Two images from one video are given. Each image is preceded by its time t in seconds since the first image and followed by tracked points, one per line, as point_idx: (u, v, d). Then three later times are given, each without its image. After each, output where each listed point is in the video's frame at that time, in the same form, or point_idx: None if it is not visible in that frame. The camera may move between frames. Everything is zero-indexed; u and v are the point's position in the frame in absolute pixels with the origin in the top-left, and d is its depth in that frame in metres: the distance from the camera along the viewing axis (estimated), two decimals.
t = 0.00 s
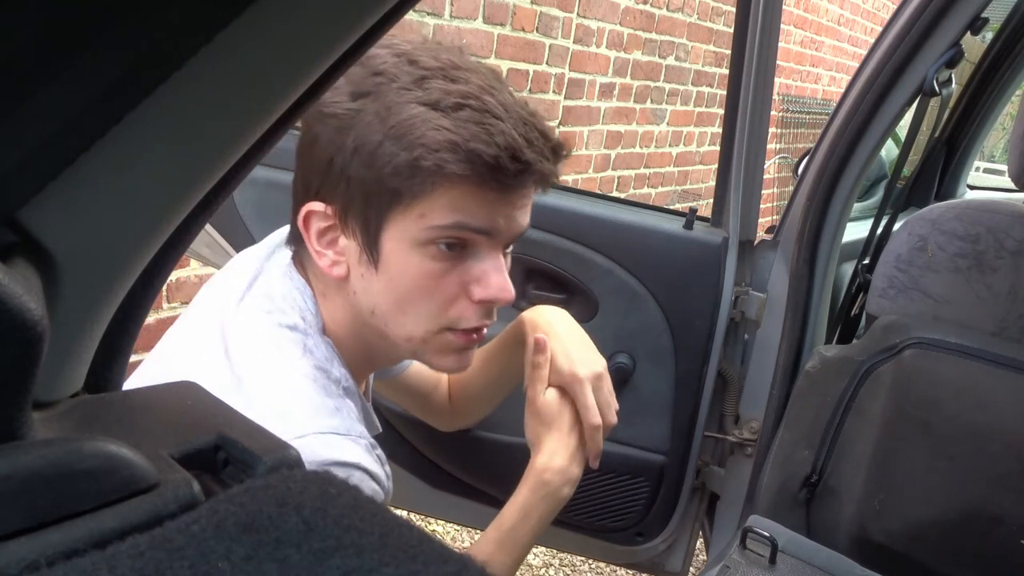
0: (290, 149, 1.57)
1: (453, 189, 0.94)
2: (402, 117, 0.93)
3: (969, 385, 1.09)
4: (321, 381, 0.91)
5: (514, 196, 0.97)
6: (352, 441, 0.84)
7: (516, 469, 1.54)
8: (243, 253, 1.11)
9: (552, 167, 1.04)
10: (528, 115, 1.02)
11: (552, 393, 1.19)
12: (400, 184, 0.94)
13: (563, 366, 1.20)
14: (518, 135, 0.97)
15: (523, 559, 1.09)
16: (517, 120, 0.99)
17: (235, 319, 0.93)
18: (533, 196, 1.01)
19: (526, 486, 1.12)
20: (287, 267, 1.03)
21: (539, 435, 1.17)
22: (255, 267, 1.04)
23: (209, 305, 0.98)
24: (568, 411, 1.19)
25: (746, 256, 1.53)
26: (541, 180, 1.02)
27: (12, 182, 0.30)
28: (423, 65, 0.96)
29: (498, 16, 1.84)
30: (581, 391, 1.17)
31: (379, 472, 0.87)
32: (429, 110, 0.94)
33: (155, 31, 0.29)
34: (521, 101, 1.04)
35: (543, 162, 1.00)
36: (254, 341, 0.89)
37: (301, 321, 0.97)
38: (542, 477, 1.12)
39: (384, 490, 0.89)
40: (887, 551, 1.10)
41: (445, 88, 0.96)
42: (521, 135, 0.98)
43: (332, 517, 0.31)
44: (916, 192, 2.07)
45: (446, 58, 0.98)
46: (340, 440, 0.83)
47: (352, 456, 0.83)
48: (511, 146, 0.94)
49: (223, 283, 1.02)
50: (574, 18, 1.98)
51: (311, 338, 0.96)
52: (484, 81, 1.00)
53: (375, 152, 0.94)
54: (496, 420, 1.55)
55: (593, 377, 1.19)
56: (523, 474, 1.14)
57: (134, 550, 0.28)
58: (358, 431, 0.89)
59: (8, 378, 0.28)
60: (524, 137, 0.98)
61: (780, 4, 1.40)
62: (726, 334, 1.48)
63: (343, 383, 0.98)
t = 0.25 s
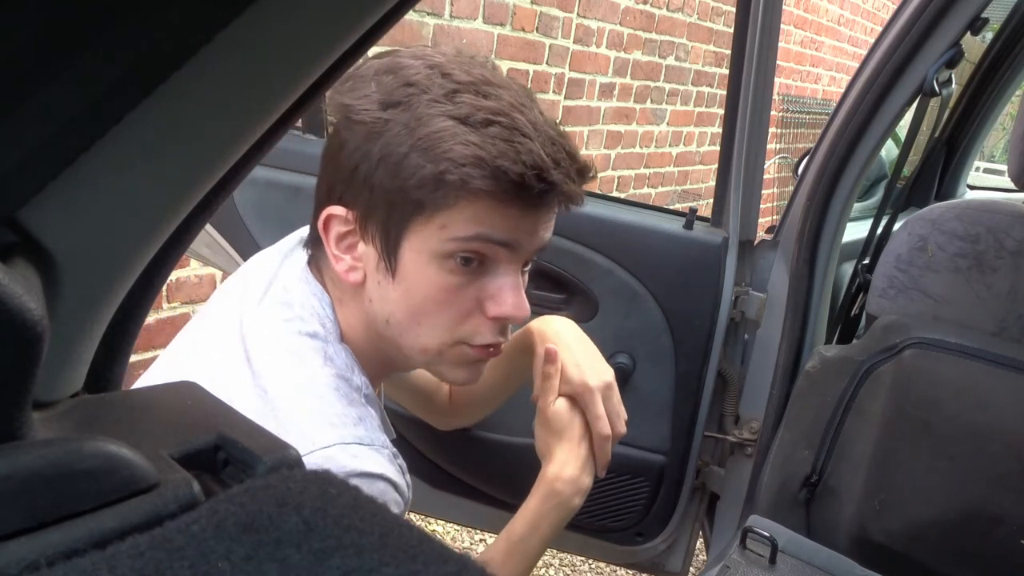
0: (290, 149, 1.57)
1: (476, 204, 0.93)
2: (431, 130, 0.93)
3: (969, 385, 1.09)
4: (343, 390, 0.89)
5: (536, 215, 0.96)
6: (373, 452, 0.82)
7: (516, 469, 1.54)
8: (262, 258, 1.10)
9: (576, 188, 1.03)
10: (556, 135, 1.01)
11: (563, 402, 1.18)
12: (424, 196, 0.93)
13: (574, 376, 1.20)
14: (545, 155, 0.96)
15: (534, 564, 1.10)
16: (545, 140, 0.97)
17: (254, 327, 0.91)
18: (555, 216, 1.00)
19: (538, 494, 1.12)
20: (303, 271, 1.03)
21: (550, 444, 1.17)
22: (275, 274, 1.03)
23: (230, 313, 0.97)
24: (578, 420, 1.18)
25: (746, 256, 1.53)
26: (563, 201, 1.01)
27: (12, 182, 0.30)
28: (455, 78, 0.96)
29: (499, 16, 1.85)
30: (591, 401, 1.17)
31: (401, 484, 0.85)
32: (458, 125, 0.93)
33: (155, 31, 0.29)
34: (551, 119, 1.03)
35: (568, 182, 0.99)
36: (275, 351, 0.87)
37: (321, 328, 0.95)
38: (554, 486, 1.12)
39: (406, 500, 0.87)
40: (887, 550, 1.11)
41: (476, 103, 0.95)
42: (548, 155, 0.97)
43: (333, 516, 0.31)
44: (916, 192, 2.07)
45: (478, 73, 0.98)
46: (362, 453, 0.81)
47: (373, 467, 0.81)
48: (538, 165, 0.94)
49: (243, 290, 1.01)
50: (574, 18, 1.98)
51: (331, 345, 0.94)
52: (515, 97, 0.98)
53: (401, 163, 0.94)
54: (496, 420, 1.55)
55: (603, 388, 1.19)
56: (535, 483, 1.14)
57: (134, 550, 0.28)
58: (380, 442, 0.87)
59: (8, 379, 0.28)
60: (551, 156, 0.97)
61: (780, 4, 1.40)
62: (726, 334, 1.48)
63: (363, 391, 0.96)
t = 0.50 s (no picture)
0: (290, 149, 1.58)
1: (467, 224, 0.91)
2: (427, 147, 0.91)
3: (969, 385, 1.09)
4: (333, 391, 0.89)
5: (528, 240, 0.94)
6: (361, 453, 0.83)
7: (516, 469, 1.54)
8: (260, 258, 1.10)
9: (574, 214, 1.00)
10: (560, 158, 0.97)
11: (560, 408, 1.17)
12: (415, 212, 0.92)
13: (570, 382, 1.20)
14: (542, 181, 0.92)
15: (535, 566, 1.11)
16: (545, 165, 0.94)
17: (248, 326, 0.91)
18: (548, 240, 0.98)
19: (538, 498, 1.12)
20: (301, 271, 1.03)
21: (549, 450, 1.17)
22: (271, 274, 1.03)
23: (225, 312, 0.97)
24: (575, 425, 1.17)
25: (746, 256, 1.53)
26: (559, 227, 0.98)
27: (11, 182, 0.30)
28: (459, 94, 0.93)
29: (499, 16, 1.84)
30: (589, 408, 1.16)
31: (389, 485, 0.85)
32: (455, 143, 0.90)
33: (155, 31, 0.29)
34: (558, 140, 0.99)
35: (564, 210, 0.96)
36: (267, 350, 0.87)
37: (314, 329, 0.95)
38: (553, 490, 1.12)
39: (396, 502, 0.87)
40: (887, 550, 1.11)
41: (476, 122, 0.91)
42: (547, 181, 0.93)
43: (333, 516, 0.31)
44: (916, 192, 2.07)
45: (484, 89, 0.94)
46: (351, 455, 0.81)
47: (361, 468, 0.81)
48: (532, 193, 0.91)
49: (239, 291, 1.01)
50: (574, 18, 1.98)
51: (323, 347, 0.94)
52: (521, 117, 0.95)
53: (395, 177, 0.93)
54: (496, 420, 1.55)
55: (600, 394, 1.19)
56: (535, 487, 1.14)
57: (134, 550, 0.28)
58: (370, 443, 0.87)
59: (8, 379, 0.28)
60: (549, 182, 0.93)
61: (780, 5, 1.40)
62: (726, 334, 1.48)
63: (355, 392, 0.96)
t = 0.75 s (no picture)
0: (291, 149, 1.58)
1: (429, 240, 0.90)
2: (387, 159, 0.91)
3: (969, 385, 1.09)
4: (317, 390, 0.91)
5: (494, 257, 0.92)
6: (343, 451, 0.84)
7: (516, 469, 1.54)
8: (252, 255, 1.11)
9: (544, 231, 0.97)
10: (531, 172, 0.94)
11: (541, 397, 1.16)
12: (377, 226, 0.92)
13: (552, 372, 1.19)
14: (504, 197, 0.90)
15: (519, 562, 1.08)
16: (510, 178, 0.91)
17: (235, 324, 0.93)
18: (519, 256, 0.95)
19: (521, 487, 1.12)
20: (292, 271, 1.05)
21: (530, 440, 1.16)
22: (260, 273, 1.04)
23: (212, 310, 0.99)
24: (557, 417, 1.17)
25: (746, 256, 1.53)
26: (529, 245, 0.96)
27: (11, 182, 0.30)
28: (425, 103, 0.91)
29: (499, 16, 1.84)
30: (572, 402, 1.15)
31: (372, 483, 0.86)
32: (417, 156, 0.90)
33: (157, 31, 0.29)
34: (534, 152, 0.96)
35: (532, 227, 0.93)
36: (252, 347, 0.89)
37: (300, 329, 0.97)
38: (536, 478, 1.12)
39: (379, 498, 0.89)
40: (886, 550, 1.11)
41: (440, 134, 0.90)
42: (510, 196, 0.91)
43: (333, 516, 0.31)
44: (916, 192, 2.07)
45: (452, 99, 0.92)
46: (332, 452, 0.83)
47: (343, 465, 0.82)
48: (492, 210, 0.89)
49: (228, 288, 1.03)
50: (574, 18, 1.98)
51: (309, 346, 0.96)
52: (490, 128, 0.92)
53: (357, 190, 0.93)
54: (495, 420, 1.55)
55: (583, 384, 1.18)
56: (518, 476, 1.13)
57: (135, 550, 0.28)
58: (354, 441, 0.89)
59: (8, 378, 0.28)
60: (514, 199, 0.91)
61: (780, 5, 1.40)
62: (726, 334, 1.48)
63: (340, 393, 0.97)
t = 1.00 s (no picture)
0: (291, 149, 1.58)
1: (424, 226, 0.91)
2: (383, 146, 0.92)
3: (969, 385, 1.09)
4: (306, 383, 0.91)
5: (489, 244, 0.92)
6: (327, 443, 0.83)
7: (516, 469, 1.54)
8: (252, 252, 1.12)
9: (538, 221, 0.97)
10: (527, 161, 0.94)
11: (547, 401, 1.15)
12: (372, 212, 0.92)
13: (559, 376, 1.18)
14: (500, 185, 0.91)
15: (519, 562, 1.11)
16: (506, 167, 0.92)
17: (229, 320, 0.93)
18: (514, 245, 0.96)
19: (522, 491, 1.12)
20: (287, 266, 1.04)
21: (533, 443, 1.16)
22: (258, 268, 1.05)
23: (208, 307, 0.99)
24: (561, 421, 1.17)
25: (747, 256, 1.53)
26: (524, 234, 0.96)
27: (11, 182, 0.30)
28: (422, 92, 0.93)
29: (499, 16, 1.84)
30: (577, 407, 1.15)
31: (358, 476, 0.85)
32: (413, 143, 0.91)
33: (157, 32, 0.29)
34: (529, 142, 0.97)
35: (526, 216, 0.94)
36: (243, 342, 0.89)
37: (292, 322, 0.96)
38: (536, 484, 1.12)
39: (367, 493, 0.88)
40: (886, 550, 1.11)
41: (436, 122, 0.91)
42: (506, 184, 0.91)
43: (333, 516, 0.31)
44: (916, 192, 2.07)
45: (448, 88, 0.93)
46: (316, 443, 0.82)
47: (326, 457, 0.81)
48: (487, 197, 0.89)
49: (226, 285, 1.03)
50: (574, 18, 1.98)
51: (301, 339, 0.96)
52: (485, 117, 0.93)
53: (353, 177, 0.94)
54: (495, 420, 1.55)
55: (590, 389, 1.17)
56: (518, 479, 1.13)
57: (135, 550, 0.28)
58: (340, 435, 0.88)
59: (8, 378, 0.28)
60: (509, 186, 0.91)
61: (780, 5, 1.40)
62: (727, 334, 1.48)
63: (332, 387, 0.96)
